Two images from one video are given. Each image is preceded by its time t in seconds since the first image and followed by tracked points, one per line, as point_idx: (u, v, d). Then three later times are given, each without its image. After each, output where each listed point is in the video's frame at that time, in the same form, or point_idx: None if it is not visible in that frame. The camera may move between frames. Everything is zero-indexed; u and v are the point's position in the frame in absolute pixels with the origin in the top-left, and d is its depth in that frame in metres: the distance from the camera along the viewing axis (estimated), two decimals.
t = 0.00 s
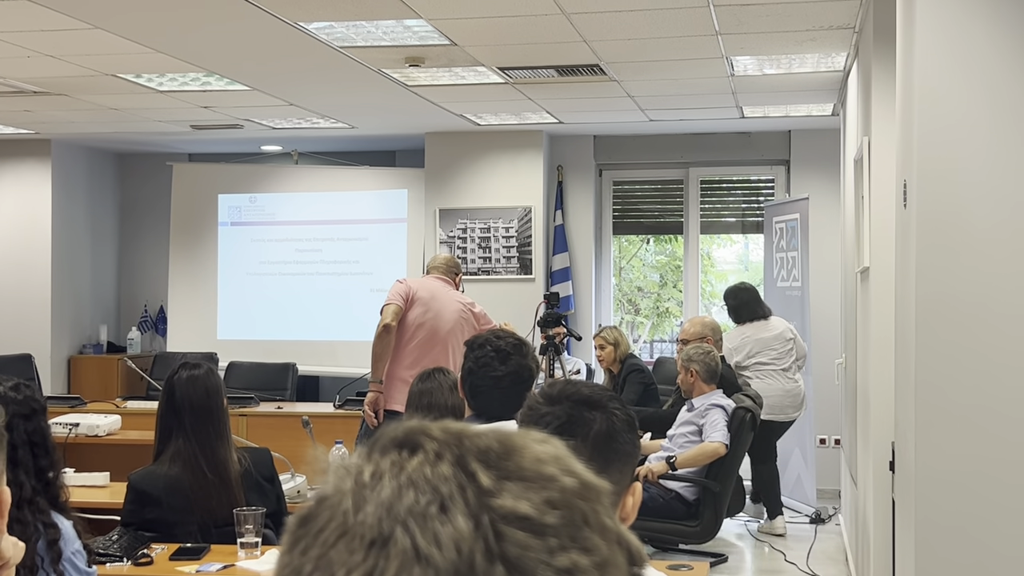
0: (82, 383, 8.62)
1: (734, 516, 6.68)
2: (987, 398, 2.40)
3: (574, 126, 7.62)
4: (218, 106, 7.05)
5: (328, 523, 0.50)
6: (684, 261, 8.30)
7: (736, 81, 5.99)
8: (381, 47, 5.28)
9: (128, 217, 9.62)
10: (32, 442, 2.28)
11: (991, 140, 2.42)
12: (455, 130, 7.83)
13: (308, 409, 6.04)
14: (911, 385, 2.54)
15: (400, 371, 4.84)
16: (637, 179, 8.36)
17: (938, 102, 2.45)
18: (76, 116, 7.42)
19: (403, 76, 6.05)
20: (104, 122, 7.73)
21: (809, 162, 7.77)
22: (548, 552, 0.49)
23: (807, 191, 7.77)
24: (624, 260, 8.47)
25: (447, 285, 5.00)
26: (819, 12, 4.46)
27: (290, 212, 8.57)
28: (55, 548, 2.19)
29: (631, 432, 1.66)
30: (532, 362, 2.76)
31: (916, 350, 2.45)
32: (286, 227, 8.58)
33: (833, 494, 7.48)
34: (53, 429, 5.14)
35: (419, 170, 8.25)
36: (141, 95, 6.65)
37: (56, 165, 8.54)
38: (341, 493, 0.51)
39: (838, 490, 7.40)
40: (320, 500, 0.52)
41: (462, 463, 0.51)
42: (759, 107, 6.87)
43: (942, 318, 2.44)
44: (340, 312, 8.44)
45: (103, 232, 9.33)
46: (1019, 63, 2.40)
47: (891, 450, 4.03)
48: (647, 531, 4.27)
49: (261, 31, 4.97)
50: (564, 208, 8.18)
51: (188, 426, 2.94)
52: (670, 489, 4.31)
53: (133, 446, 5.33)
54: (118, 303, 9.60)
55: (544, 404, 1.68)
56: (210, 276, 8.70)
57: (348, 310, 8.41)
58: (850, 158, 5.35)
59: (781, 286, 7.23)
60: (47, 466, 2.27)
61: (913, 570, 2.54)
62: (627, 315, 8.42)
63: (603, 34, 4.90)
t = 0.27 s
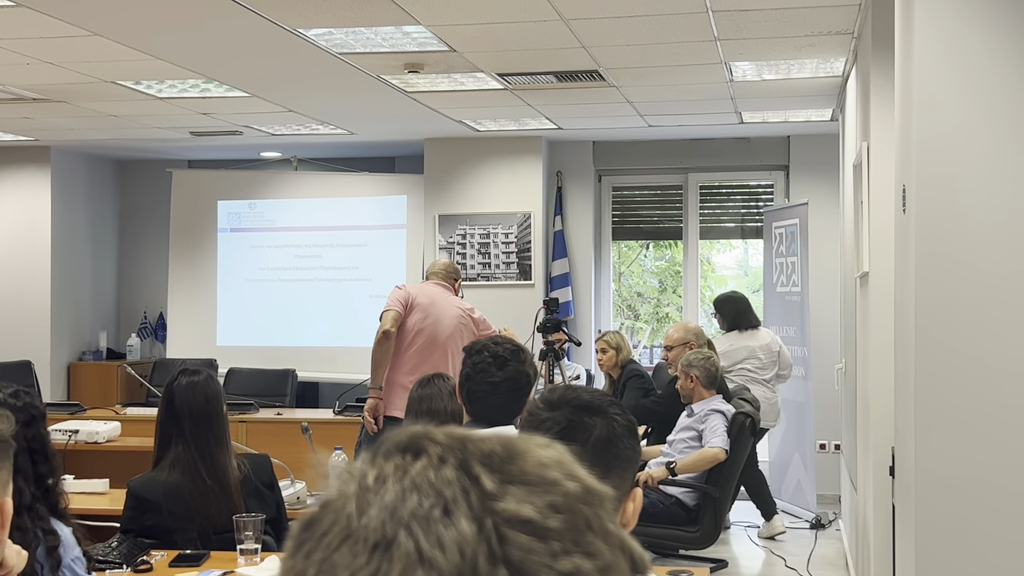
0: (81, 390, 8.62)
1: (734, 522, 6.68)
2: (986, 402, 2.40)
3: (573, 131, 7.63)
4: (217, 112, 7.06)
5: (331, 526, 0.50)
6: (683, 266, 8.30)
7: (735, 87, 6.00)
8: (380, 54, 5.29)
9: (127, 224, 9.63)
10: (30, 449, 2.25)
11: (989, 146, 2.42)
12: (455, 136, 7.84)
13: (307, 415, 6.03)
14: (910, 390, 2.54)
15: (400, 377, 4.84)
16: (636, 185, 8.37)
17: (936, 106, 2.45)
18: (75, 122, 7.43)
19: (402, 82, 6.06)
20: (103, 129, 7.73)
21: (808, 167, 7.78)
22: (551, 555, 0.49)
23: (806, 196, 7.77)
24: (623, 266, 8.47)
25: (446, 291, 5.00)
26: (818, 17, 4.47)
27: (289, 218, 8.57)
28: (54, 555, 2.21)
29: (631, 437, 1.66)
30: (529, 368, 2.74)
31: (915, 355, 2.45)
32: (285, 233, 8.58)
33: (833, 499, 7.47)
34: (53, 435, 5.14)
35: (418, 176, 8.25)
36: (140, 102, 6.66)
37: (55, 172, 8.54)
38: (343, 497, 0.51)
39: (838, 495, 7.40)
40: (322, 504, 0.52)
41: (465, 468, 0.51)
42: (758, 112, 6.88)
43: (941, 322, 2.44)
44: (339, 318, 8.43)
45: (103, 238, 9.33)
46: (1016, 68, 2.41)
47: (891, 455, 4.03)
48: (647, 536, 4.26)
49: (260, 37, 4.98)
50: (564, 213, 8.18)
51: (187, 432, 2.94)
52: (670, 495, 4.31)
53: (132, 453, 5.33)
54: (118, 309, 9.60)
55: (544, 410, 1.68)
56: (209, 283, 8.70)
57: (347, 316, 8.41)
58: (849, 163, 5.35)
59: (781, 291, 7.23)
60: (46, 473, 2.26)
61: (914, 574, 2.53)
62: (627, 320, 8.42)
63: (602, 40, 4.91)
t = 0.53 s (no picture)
0: (81, 399, 8.61)
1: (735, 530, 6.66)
2: (987, 410, 2.40)
3: (573, 139, 7.64)
4: (217, 121, 7.07)
5: (344, 534, 0.50)
6: (683, 274, 8.29)
7: (735, 94, 6.01)
8: (380, 62, 5.29)
9: (127, 233, 9.64)
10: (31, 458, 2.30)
11: (989, 152, 2.42)
12: (454, 144, 7.85)
13: (307, 424, 6.02)
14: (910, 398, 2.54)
15: (400, 385, 4.83)
16: (636, 193, 8.38)
17: (935, 113, 2.45)
18: (75, 131, 7.44)
19: (402, 91, 6.07)
20: (103, 138, 7.74)
21: (807, 175, 7.79)
22: (564, 566, 0.49)
23: (806, 203, 7.78)
24: (623, 273, 8.47)
25: (447, 298, 5.00)
26: (817, 25, 4.47)
27: (289, 226, 8.58)
28: (54, 564, 2.21)
29: (634, 447, 1.64)
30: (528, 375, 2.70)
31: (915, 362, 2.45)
32: (284, 241, 8.58)
33: (834, 507, 7.45)
34: (53, 444, 5.13)
35: (418, 184, 8.25)
36: (140, 111, 6.67)
37: (54, 181, 8.55)
38: (358, 505, 0.51)
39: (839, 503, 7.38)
40: (337, 511, 0.52)
41: (479, 477, 0.51)
42: (757, 120, 6.89)
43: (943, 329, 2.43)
44: (340, 326, 8.43)
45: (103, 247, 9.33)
46: (1015, 75, 2.41)
47: (891, 462, 4.02)
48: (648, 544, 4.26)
49: (260, 46, 4.99)
50: (563, 221, 8.19)
51: (187, 440, 2.93)
52: (671, 502, 4.30)
53: (132, 462, 5.32)
54: (118, 318, 9.59)
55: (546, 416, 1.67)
56: (209, 291, 8.69)
57: (347, 324, 8.40)
58: (848, 170, 5.36)
59: (780, 299, 7.23)
60: (46, 482, 2.24)
61: None
62: (627, 328, 8.41)
63: (601, 48, 4.92)
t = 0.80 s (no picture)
0: (79, 411, 8.60)
1: (734, 540, 6.65)
2: (985, 421, 2.40)
3: (572, 149, 7.65)
4: (216, 132, 7.08)
5: (337, 550, 0.49)
6: (682, 283, 8.29)
7: (733, 105, 6.03)
8: (379, 73, 5.31)
9: (126, 243, 9.64)
10: (29, 469, 2.27)
11: (987, 162, 2.42)
12: (453, 154, 7.86)
13: (306, 434, 6.02)
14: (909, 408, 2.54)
15: (399, 396, 4.83)
16: (634, 202, 8.38)
17: (932, 121, 2.46)
18: (74, 143, 7.44)
19: (401, 102, 6.08)
20: (102, 149, 7.75)
21: (806, 185, 7.80)
22: None
23: (804, 213, 7.78)
24: (622, 283, 8.46)
25: (446, 309, 5.00)
26: (816, 35, 4.48)
27: (287, 237, 8.58)
28: None
29: (635, 457, 1.64)
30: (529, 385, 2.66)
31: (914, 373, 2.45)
32: (283, 252, 8.58)
33: (834, 517, 7.43)
34: (51, 456, 5.12)
35: (416, 194, 8.26)
36: (140, 122, 6.68)
37: (53, 192, 8.55)
38: (351, 521, 0.50)
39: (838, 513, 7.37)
40: (330, 527, 0.51)
41: (469, 492, 0.51)
42: (755, 130, 6.91)
43: (941, 338, 2.43)
44: (338, 337, 8.42)
45: (102, 258, 9.32)
46: (1012, 84, 2.42)
47: (890, 472, 4.02)
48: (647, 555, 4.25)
49: (259, 57, 4.99)
50: (562, 231, 8.19)
51: (186, 451, 2.93)
52: (670, 513, 4.30)
53: (131, 473, 5.31)
54: (116, 329, 9.58)
55: (547, 428, 1.68)
56: (208, 302, 8.69)
57: (345, 335, 8.40)
58: (847, 180, 5.36)
59: (779, 308, 7.23)
60: (43, 493, 2.26)
61: None
62: (627, 337, 8.40)
63: (600, 58, 4.93)
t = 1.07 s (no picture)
0: (79, 427, 8.58)
1: (735, 555, 6.63)
2: (985, 436, 2.39)
3: (571, 164, 7.67)
4: (215, 147, 7.09)
5: None
6: (681, 297, 8.29)
7: (731, 119, 6.05)
8: (378, 88, 5.32)
9: (125, 258, 9.65)
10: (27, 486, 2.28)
11: (984, 177, 2.43)
12: (452, 169, 7.88)
13: (305, 449, 6.00)
14: (908, 423, 2.53)
15: (398, 410, 4.83)
16: (633, 217, 8.40)
17: (929, 136, 2.46)
18: (73, 158, 7.45)
19: (399, 117, 6.09)
20: (102, 165, 7.76)
21: (804, 199, 7.82)
22: None
23: (803, 226, 7.80)
24: (621, 297, 8.46)
25: (446, 323, 4.99)
26: (814, 50, 4.50)
27: (286, 252, 8.58)
28: None
29: (633, 472, 1.62)
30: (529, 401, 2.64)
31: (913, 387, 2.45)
32: (282, 267, 8.58)
33: (834, 531, 7.41)
34: (50, 471, 5.11)
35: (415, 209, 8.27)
36: (138, 137, 6.69)
37: (52, 208, 8.56)
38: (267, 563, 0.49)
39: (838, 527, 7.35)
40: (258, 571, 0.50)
41: (375, 517, 0.48)
42: (753, 145, 6.93)
43: (939, 353, 2.43)
44: (338, 351, 8.41)
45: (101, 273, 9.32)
46: (1010, 99, 2.42)
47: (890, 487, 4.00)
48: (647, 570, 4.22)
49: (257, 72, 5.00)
50: (561, 246, 8.20)
51: (185, 467, 2.92)
52: (670, 527, 4.28)
53: (129, 489, 5.29)
54: (116, 345, 9.57)
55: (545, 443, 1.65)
56: (207, 317, 8.68)
57: (345, 350, 8.40)
58: (845, 193, 5.37)
59: (778, 322, 7.23)
60: (43, 510, 2.26)
61: None
62: (626, 351, 8.40)
63: (597, 73, 4.94)
